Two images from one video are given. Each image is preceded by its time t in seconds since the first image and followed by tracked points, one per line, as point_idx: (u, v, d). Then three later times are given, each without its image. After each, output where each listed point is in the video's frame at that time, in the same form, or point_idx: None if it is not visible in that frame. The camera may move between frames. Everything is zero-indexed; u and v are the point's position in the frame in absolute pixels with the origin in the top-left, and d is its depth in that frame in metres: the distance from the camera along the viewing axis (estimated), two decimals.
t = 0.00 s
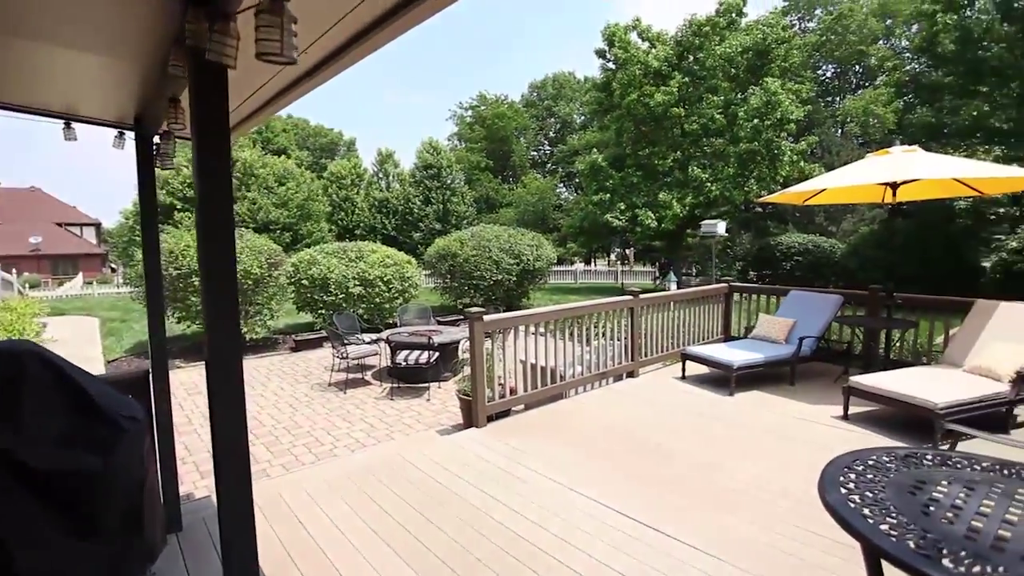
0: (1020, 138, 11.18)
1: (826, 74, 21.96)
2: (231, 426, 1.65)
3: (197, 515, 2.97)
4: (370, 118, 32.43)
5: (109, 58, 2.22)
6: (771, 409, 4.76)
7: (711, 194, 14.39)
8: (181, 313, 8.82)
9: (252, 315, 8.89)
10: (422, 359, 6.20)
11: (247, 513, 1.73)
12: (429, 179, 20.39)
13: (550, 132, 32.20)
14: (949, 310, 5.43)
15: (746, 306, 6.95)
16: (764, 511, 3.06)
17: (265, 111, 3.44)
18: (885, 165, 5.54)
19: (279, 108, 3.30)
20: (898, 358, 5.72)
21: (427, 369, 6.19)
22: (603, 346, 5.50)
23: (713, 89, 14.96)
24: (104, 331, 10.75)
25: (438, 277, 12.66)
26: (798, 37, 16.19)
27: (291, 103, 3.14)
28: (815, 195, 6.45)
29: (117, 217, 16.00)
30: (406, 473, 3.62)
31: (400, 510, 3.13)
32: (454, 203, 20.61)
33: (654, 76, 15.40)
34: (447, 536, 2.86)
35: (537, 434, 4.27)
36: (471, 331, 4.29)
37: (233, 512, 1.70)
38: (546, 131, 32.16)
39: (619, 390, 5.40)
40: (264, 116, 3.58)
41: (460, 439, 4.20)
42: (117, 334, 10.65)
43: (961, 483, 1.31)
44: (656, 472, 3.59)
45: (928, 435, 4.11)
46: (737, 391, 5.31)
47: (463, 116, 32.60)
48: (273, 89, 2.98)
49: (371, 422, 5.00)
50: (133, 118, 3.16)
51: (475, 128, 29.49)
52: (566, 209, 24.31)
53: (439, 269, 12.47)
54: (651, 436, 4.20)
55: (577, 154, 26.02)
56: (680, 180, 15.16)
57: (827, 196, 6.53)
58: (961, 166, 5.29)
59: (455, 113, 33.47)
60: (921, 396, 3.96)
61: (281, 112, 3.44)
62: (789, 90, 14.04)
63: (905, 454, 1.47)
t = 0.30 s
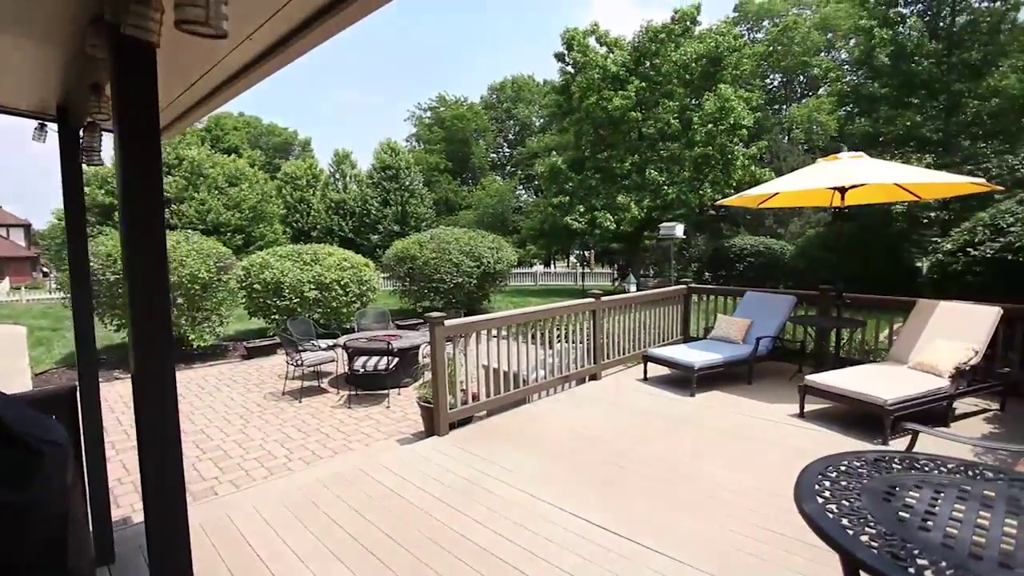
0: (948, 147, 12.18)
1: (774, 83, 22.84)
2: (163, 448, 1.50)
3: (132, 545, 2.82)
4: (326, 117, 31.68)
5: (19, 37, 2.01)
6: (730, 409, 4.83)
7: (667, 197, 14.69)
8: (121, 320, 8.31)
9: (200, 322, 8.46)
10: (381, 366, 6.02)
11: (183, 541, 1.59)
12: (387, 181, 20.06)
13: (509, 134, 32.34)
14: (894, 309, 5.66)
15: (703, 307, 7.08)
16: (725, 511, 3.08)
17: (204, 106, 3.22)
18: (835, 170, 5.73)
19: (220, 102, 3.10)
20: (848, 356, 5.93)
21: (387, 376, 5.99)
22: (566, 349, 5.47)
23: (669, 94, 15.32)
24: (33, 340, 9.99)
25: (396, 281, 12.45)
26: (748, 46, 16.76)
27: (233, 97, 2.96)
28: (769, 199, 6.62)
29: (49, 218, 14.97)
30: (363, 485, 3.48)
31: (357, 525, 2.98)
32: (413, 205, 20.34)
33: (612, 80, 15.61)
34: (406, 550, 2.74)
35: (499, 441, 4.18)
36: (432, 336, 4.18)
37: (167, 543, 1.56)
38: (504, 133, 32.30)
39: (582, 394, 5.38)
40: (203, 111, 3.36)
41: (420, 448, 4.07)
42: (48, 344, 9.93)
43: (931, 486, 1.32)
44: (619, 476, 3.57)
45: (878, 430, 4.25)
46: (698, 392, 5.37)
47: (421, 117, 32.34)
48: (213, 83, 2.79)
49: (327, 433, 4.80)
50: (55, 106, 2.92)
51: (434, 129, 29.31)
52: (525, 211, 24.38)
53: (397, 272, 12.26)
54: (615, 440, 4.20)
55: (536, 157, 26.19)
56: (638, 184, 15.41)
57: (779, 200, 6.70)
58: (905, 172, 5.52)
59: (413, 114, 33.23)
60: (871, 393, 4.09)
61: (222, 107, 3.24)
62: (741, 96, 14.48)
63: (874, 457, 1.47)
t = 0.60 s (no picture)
0: (886, 154, 13.04)
1: (727, 89, 23.57)
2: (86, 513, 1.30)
3: None
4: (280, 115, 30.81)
5: None
6: (691, 410, 4.88)
7: (626, 199, 14.90)
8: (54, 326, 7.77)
9: (143, 328, 7.99)
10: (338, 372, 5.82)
11: None
12: (344, 181, 19.62)
13: (469, 135, 32.26)
14: (843, 308, 5.86)
15: (663, 308, 7.16)
16: (689, 513, 3.08)
17: (129, 103, 2.96)
18: (789, 174, 5.88)
19: (148, 98, 2.86)
20: (801, 354, 6.11)
21: (344, 382, 5.80)
22: (529, 351, 5.42)
23: (627, 97, 15.50)
24: None
25: (354, 283, 12.17)
26: (702, 53, 17.23)
27: (163, 93, 2.72)
28: (726, 201, 6.76)
29: None
30: (316, 500, 3.30)
31: (311, 544, 2.82)
32: (371, 206, 19.93)
33: (572, 82, 15.71)
34: (365, 569, 2.60)
35: (458, 448, 4.08)
36: (392, 342, 4.05)
37: None
38: (464, 134, 32.21)
39: (545, 397, 5.34)
40: (130, 108, 3.10)
41: (376, 458, 3.92)
42: None
43: (902, 490, 1.32)
44: (584, 480, 3.54)
45: (831, 426, 4.37)
46: (660, 392, 5.41)
47: (380, 116, 31.87)
48: (136, 79, 2.55)
49: (281, 443, 4.58)
50: None
51: (393, 128, 28.92)
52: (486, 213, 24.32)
53: (356, 274, 11.98)
54: (579, 443, 4.17)
55: (496, 158, 26.19)
56: (597, 185, 15.58)
57: (734, 203, 6.86)
58: (854, 176, 5.73)
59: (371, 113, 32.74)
60: (824, 390, 4.19)
61: (151, 104, 2.99)
62: (696, 101, 14.85)
63: (843, 461, 1.47)
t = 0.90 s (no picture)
0: (831, 157, 13.56)
1: (681, 94, 24.09)
2: None
3: None
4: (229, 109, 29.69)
5: None
6: (651, 409, 4.92)
7: (585, 199, 15.04)
8: None
9: (77, 333, 7.50)
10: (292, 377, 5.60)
11: None
12: (299, 178, 19.05)
13: (427, 133, 31.94)
14: (795, 306, 6.04)
15: (623, 307, 7.22)
16: (650, 513, 3.09)
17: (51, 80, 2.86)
18: (744, 175, 6.02)
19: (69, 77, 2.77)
20: (755, 351, 6.26)
21: (298, 387, 5.58)
22: (490, 353, 5.35)
23: (585, 98, 15.69)
24: None
25: (309, 283, 11.82)
26: (658, 56, 17.58)
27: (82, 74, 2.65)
28: (683, 201, 6.85)
29: None
30: (267, 513, 3.14)
31: (260, 563, 2.66)
32: (327, 204, 19.37)
33: (532, 82, 15.73)
34: None
35: (417, 453, 3.97)
36: (348, 346, 3.90)
37: None
38: (423, 132, 31.88)
39: (506, 399, 5.29)
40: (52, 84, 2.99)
41: (330, 467, 3.76)
42: None
43: (868, 491, 1.32)
44: (546, 483, 3.50)
45: (786, 422, 4.47)
46: (620, 392, 5.43)
47: (336, 113, 31.12)
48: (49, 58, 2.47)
49: (229, 454, 4.35)
50: None
51: (350, 125, 28.30)
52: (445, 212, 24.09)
53: (310, 274, 11.62)
54: (541, 445, 4.13)
55: (455, 157, 26.00)
56: (556, 185, 15.65)
57: (691, 203, 6.97)
58: (804, 178, 5.92)
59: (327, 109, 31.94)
60: (779, 387, 4.29)
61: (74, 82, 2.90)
62: (653, 104, 15.11)
63: (810, 463, 1.47)
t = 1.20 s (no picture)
0: (785, 158, 13.98)
1: (642, 95, 24.42)
2: None
3: None
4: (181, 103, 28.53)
5: None
6: (616, 408, 4.90)
7: (548, 198, 15.06)
8: None
9: (4, 340, 6.93)
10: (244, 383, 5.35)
11: None
12: (255, 175, 18.42)
13: (389, 130, 31.45)
14: (753, 303, 6.16)
15: (586, 306, 7.21)
16: (616, 515, 3.05)
17: None
18: (704, 174, 6.08)
19: None
20: (717, 348, 6.34)
21: (252, 393, 5.33)
22: (453, 353, 5.23)
23: (548, 97, 15.73)
24: None
25: (265, 284, 11.41)
26: (619, 57, 17.77)
27: None
28: (645, 200, 6.89)
29: None
30: (214, 530, 2.96)
31: None
32: (285, 202, 18.75)
33: (494, 80, 15.69)
34: None
35: (376, 460, 3.82)
36: (303, 349, 3.73)
37: None
38: (384, 129, 31.38)
39: (470, 400, 5.18)
40: None
41: (283, 477, 3.58)
42: None
43: (843, 495, 1.30)
44: (511, 487, 3.42)
45: (747, 418, 4.53)
46: (586, 391, 5.40)
47: (294, 108, 30.31)
48: None
49: (176, 466, 4.10)
50: None
51: (308, 121, 27.59)
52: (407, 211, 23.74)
53: (266, 274, 11.21)
54: (505, 448, 4.06)
55: (417, 155, 25.64)
56: (519, 184, 15.62)
57: (652, 201, 7.01)
58: (763, 176, 6.02)
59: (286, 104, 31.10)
60: (742, 383, 4.33)
61: None
62: (615, 103, 15.23)
63: (782, 467, 1.44)
